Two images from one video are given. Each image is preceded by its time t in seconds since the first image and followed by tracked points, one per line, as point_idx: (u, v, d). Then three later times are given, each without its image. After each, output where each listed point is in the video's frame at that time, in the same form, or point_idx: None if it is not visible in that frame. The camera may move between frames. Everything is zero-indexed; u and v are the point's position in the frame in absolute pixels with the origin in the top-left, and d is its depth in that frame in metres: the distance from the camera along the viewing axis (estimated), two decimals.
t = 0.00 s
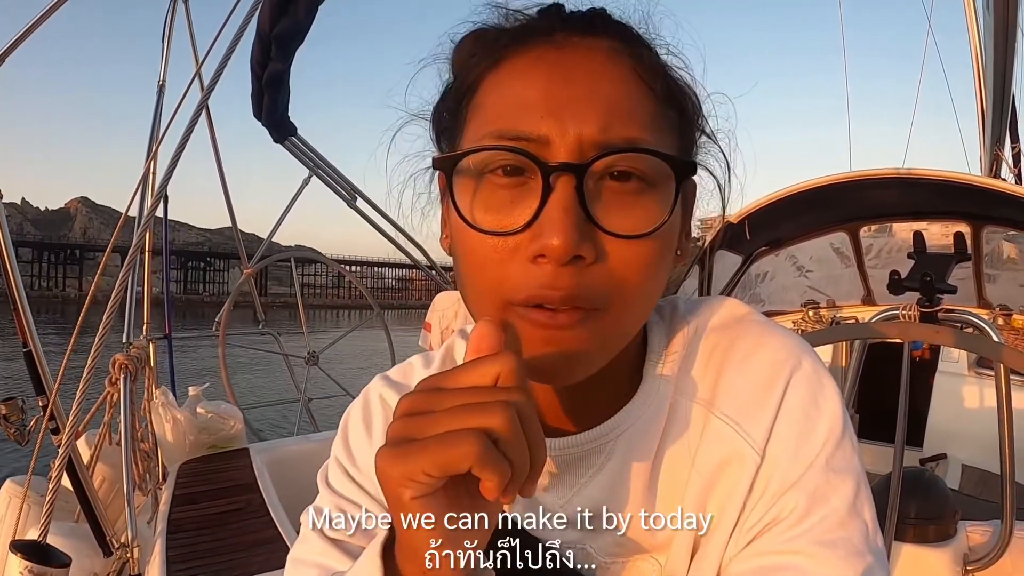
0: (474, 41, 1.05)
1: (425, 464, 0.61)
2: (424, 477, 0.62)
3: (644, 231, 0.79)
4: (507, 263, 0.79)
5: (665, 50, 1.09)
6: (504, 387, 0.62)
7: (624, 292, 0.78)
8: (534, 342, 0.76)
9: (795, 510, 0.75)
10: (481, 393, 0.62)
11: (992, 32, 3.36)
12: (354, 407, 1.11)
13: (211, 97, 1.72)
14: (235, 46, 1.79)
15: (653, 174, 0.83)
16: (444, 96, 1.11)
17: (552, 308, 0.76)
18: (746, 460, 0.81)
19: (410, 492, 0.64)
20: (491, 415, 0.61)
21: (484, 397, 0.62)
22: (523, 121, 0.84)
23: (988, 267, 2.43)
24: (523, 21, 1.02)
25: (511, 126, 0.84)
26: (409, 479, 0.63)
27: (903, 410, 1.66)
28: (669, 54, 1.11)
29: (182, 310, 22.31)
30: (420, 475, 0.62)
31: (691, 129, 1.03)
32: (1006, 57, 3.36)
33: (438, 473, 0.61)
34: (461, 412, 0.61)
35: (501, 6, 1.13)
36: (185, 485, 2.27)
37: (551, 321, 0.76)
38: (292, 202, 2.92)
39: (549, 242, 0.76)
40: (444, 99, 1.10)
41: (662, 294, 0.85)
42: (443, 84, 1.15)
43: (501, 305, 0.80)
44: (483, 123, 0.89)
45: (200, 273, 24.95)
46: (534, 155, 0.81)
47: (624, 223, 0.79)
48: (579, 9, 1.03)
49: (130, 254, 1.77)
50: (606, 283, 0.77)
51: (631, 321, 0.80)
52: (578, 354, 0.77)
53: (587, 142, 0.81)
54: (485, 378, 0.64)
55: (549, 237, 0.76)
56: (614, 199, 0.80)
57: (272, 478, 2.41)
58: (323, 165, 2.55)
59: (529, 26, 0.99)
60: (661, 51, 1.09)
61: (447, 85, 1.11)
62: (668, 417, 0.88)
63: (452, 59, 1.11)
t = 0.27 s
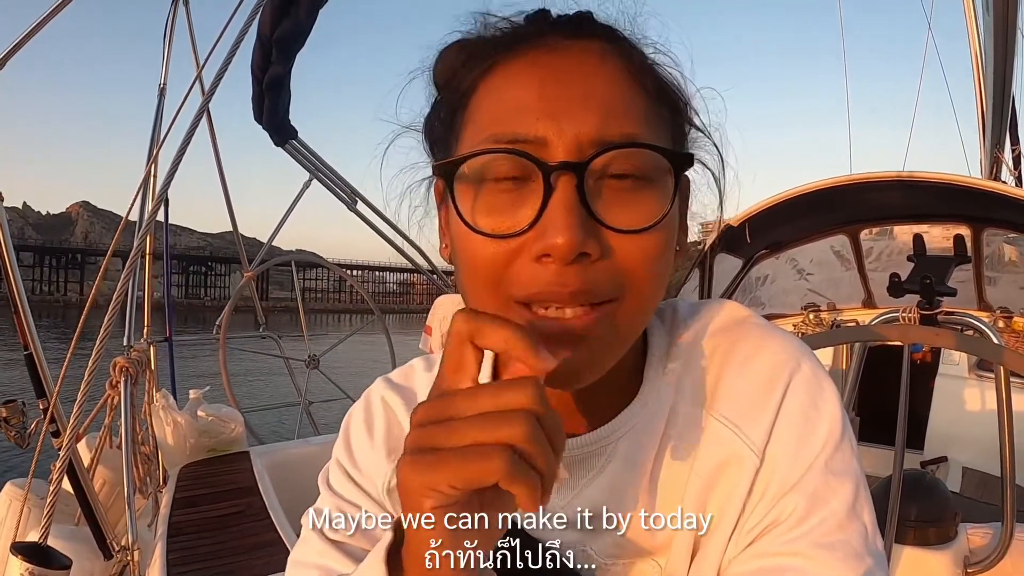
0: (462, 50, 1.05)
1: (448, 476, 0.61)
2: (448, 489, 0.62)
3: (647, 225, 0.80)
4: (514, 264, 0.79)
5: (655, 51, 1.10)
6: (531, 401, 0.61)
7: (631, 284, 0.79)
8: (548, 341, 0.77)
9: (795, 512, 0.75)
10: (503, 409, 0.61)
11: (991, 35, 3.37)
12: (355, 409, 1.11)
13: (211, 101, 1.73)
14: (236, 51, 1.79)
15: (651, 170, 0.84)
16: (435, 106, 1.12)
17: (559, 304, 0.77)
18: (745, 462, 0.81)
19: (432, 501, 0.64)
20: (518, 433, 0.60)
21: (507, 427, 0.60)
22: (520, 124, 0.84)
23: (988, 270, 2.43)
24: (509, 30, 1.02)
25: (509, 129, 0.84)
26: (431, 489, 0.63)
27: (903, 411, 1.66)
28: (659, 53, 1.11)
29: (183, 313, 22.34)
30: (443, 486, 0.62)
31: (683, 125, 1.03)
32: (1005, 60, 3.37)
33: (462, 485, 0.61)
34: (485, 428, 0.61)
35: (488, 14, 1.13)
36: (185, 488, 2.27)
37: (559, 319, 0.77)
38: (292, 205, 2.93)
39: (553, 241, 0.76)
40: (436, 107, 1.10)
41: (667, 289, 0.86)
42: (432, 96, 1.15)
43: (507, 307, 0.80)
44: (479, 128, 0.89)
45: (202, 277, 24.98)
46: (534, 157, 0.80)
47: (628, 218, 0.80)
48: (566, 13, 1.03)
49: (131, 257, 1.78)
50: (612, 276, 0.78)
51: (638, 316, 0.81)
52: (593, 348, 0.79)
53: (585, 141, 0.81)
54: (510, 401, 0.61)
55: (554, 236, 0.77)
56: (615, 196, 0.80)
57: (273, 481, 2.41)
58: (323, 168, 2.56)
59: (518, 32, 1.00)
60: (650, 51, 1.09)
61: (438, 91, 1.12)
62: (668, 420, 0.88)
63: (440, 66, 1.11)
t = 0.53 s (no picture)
0: (462, 58, 1.05)
1: (412, 442, 0.67)
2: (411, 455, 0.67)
3: (637, 222, 0.80)
4: (503, 259, 0.79)
5: (650, 55, 1.10)
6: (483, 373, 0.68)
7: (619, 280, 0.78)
8: (530, 336, 0.78)
9: (793, 514, 0.75)
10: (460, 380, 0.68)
11: (989, 40, 3.38)
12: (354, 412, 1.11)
13: (211, 103, 1.73)
14: (236, 53, 1.79)
15: (640, 167, 0.84)
16: (436, 110, 1.12)
17: (544, 298, 0.77)
18: (743, 464, 0.81)
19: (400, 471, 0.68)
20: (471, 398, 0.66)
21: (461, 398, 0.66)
22: (512, 123, 0.85)
23: (987, 273, 2.44)
24: (510, 32, 1.03)
25: (501, 128, 0.85)
26: (398, 458, 0.68)
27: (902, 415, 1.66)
28: (655, 57, 1.11)
29: (182, 316, 22.32)
30: (409, 453, 0.67)
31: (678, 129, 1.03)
32: (1004, 65, 3.38)
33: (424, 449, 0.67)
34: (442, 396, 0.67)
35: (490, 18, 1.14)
36: (183, 489, 2.27)
37: (545, 315, 0.77)
38: (291, 208, 2.93)
39: (540, 236, 0.77)
40: (437, 110, 1.10)
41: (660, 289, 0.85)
42: (434, 102, 1.15)
43: (496, 302, 0.81)
44: (475, 127, 0.90)
45: (200, 279, 24.96)
46: (523, 153, 0.81)
47: (616, 215, 0.79)
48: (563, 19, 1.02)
49: (130, 259, 1.78)
50: (600, 272, 0.77)
51: (629, 315, 0.80)
52: (579, 347, 0.78)
53: (574, 139, 0.81)
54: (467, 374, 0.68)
55: (541, 230, 0.77)
56: (604, 192, 0.80)
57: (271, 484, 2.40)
58: (322, 170, 2.56)
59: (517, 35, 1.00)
60: (646, 55, 1.09)
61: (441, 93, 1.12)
62: (667, 421, 0.89)
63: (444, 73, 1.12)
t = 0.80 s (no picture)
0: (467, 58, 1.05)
1: (397, 426, 0.69)
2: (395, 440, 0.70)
3: (634, 220, 0.79)
4: (497, 255, 0.79)
5: (653, 58, 1.10)
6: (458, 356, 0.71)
7: (613, 277, 0.77)
8: (523, 331, 0.78)
9: (792, 514, 0.75)
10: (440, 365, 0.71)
11: (987, 40, 3.39)
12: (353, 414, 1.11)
13: (210, 104, 1.73)
14: (235, 55, 1.79)
15: (641, 168, 0.84)
16: (440, 107, 1.11)
17: (538, 294, 0.76)
18: (742, 464, 0.81)
19: (387, 458, 0.70)
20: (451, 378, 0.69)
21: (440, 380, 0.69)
22: (511, 120, 0.85)
23: (986, 272, 2.44)
24: (514, 33, 1.03)
25: (501, 125, 0.86)
26: (385, 445, 0.70)
27: (902, 414, 1.66)
28: (657, 59, 1.11)
29: (181, 317, 22.32)
30: (394, 438, 0.70)
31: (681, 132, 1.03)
32: (1002, 65, 3.39)
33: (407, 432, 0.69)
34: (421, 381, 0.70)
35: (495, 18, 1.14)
36: (183, 491, 2.27)
37: (538, 312, 0.77)
38: (290, 209, 2.93)
39: (535, 231, 0.77)
40: (441, 110, 1.10)
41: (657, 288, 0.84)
42: (439, 99, 1.15)
43: (492, 297, 0.81)
44: (475, 124, 0.90)
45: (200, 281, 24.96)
46: (521, 149, 0.82)
47: (612, 213, 0.79)
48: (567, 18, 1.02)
49: (130, 261, 1.78)
50: (595, 268, 0.77)
51: (625, 312, 0.79)
52: (570, 341, 0.77)
53: (573, 138, 0.82)
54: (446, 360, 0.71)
55: (536, 226, 0.77)
56: (600, 190, 0.80)
57: (271, 485, 2.40)
58: (321, 171, 2.56)
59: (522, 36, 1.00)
60: (648, 56, 1.09)
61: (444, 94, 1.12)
62: (666, 421, 0.89)
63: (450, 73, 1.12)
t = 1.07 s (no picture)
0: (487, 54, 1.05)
1: (410, 426, 0.69)
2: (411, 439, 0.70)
3: (643, 216, 0.79)
4: (505, 246, 0.79)
5: (672, 58, 1.09)
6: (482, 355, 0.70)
7: (619, 273, 0.77)
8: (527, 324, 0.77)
9: (795, 513, 0.75)
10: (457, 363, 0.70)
11: (994, 40, 3.37)
12: (358, 406, 1.11)
13: (215, 95, 1.72)
14: (240, 45, 1.79)
15: (653, 164, 0.83)
16: (458, 102, 1.11)
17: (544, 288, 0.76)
18: (745, 462, 0.81)
19: (399, 456, 0.71)
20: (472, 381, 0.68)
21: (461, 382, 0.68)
22: (525, 111, 0.85)
23: (989, 274, 2.43)
24: (533, 30, 1.02)
25: (514, 116, 0.85)
26: (397, 443, 0.70)
27: (903, 415, 1.65)
28: (674, 59, 1.10)
29: (182, 308, 22.34)
30: (406, 438, 0.70)
31: (697, 134, 1.03)
32: (1008, 65, 3.37)
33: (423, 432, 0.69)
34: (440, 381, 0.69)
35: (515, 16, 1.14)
36: (183, 482, 2.27)
37: (541, 306, 0.76)
38: (293, 201, 2.92)
39: (542, 223, 0.76)
40: (457, 105, 1.10)
41: (664, 285, 0.84)
42: (457, 94, 1.14)
43: (500, 289, 0.80)
44: (489, 115, 0.90)
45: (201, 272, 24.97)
46: (533, 140, 0.81)
47: (621, 208, 0.79)
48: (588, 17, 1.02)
49: (132, 253, 1.77)
50: (601, 263, 0.76)
51: (631, 309, 0.79)
52: (577, 336, 0.76)
53: (585, 132, 0.81)
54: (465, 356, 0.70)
55: (544, 217, 0.77)
56: (611, 184, 0.80)
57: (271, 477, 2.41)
58: (324, 164, 2.55)
59: (543, 32, 1.00)
60: (666, 57, 1.09)
61: (461, 90, 1.11)
62: (671, 418, 0.89)
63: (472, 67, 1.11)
